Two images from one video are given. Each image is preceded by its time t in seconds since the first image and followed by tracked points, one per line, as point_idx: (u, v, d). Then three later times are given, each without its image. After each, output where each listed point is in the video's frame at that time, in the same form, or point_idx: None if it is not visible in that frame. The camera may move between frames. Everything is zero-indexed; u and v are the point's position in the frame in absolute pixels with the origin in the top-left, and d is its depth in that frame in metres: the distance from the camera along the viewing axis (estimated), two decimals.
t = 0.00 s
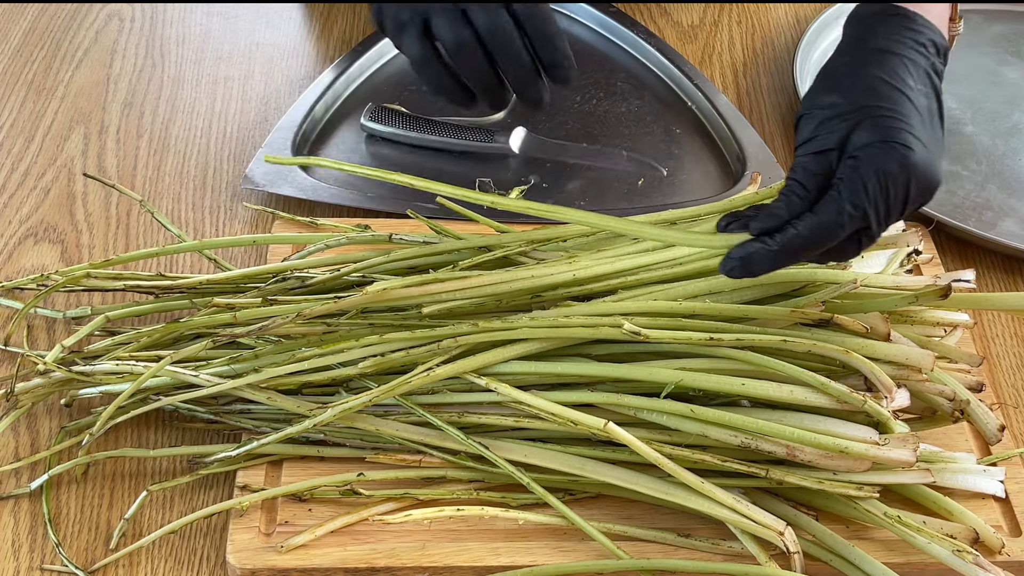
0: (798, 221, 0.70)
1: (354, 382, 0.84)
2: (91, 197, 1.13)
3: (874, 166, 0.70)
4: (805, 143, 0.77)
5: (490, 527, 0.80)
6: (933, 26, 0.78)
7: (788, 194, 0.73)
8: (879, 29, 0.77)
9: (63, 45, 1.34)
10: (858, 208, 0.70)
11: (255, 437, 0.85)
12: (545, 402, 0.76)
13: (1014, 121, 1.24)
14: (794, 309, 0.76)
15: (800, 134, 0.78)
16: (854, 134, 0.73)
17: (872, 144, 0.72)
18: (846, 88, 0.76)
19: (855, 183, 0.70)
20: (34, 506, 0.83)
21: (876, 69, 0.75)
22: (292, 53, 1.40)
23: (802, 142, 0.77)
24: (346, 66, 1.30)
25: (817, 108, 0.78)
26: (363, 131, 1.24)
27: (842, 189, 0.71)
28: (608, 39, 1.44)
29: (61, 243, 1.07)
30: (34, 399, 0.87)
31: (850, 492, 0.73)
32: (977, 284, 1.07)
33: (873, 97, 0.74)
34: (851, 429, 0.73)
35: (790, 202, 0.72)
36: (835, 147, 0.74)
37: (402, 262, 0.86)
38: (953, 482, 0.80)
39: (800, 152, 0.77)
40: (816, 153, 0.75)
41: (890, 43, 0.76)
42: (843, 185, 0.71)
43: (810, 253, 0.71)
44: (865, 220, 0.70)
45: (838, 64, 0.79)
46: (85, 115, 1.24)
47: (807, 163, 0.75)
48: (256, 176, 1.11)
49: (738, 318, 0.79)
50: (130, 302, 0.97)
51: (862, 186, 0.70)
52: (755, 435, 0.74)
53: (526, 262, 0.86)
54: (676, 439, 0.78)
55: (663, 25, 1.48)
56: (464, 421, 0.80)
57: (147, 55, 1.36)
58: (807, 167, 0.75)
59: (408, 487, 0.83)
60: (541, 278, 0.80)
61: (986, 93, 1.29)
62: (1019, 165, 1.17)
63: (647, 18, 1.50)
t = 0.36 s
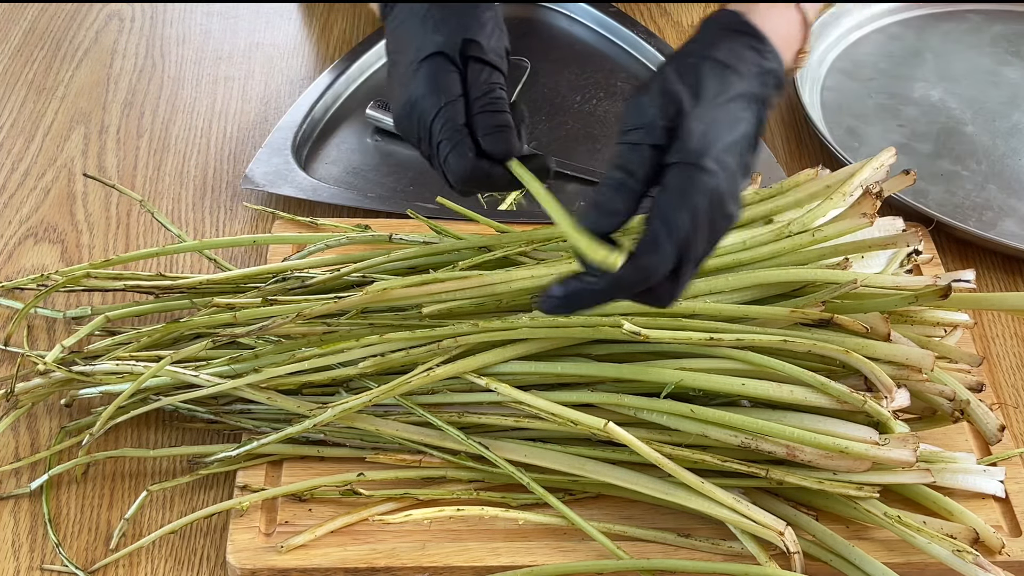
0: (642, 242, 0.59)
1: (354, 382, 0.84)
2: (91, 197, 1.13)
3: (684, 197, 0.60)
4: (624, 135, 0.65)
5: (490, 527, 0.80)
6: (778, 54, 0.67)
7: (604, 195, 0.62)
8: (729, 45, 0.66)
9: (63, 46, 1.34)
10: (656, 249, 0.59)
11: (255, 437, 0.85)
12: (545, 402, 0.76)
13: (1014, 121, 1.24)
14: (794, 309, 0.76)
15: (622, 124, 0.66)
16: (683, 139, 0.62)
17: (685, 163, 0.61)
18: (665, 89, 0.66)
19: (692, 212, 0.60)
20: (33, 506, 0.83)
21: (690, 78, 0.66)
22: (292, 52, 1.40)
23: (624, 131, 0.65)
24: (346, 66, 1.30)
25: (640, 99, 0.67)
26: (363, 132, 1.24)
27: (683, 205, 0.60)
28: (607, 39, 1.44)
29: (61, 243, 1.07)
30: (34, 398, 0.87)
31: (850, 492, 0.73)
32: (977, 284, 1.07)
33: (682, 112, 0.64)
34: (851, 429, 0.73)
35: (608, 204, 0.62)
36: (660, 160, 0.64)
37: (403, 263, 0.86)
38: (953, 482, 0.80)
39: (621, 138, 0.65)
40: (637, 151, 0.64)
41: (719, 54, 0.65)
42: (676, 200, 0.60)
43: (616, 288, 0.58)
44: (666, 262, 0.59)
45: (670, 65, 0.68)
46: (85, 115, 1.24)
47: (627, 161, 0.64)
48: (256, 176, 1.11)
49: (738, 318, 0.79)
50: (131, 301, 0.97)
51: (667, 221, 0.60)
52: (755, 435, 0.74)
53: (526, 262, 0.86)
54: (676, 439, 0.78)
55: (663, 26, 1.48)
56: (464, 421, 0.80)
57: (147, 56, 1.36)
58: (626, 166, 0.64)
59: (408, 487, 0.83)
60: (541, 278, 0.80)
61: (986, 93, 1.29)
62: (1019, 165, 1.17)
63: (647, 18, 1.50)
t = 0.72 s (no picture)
0: (585, 291, 0.69)
1: (354, 382, 0.84)
2: (91, 197, 1.13)
3: (613, 241, 0.72)
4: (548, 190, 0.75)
5: (490, 527, 0.80)
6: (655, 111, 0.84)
7: (554, 250, 0.70)
8: (595, 102, 0.82)
9: (63, 46, 1.34)
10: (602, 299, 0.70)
11: (255, 437, 0.85)
12: (545, 403, 0.76)
13: (1014, 121, 1.24)
14: (794, 310, 0.76)
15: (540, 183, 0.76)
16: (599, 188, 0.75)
17: (608, 209, 0.74)
18: (567, 144, 0.78)
19: (617, 253, 0.72)
20: (34, 506, 0.83)
21: (586, 130, 0.79)
22: (292, 52, 1.40)
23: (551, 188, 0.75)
24: (347, 66, 1.31)
25: (551, 158, 0.77)
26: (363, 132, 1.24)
27: (611, 249, 0.71)
28: (608, 39, 1.44)
29: (61, 243, 1.07)
30: (34, 399, 0.87)
31: (850, 492, 0.73)
32: (977, 284, 1.07)
33: (594, 164, 0.76)
34: (851, 429, 0.73)
35: (556, 258, 0.69)
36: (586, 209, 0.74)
37: (403, 262, 0.86)
38: (953, 482, 0.80)
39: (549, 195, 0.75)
40: (566, 204, 0.72)
41: (601, 109, 0.81)
42: (605, 249, 0.71)
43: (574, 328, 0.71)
44: (619, 307, 0.72)
45: (557, 122, 0.82)
46: (85, 115, 1.24)
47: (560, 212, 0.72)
48: (256, 176, 1.11)
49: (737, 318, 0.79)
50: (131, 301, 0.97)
51: (608, 269, 0.70)
52: (755, 435, 0.74)
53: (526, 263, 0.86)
54: (676, 439, 0.78)
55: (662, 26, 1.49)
56: (464, 421, 0.80)
57: (147, 56, 1.36)
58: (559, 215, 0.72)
59: (408, 487, 0.83)
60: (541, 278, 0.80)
61: (986, 93, 1.29)
62: (1019, 165, 1.17)
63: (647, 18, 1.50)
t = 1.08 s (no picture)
0: (604, 283, 0.67)
1: (354, 382, 0.84)
2: (91, 197, 1.13)
3: (640, 231, 0.68)
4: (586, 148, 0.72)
5: (490, 527, 0.80)
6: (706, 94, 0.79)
7: (571, 222, 0.68)
8: (652, 84, 0.77)
9: (63, 45, 1.34)
10: (623, 289, 0.68)
11: (255, 437, 0.85)
12: (545, 403, 0.76)
13: (1014, 121, 1.24)
14: (794, 309, 0.76)
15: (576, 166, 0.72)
16: (629, 179, 0.71)
17: (632, 202, 0.70)
18: (608, 129, 0.72)
19: (648, 245, 0.68)
20: (34, 506, 0.83)
21: (633, 115, 0.74)
22: (292, 52, 1.40)
23: (581, 173, 0.71)
24: (346, 66, 1.30)
25: (585, 143, 0.72)
26: (363, 132, 1.24)
27: (644, 242, 0.68)
28: (607, 39, 1.44)
29: (61, 243, 1.07)
30: (34, 398, 0.87)
31: (850, 492, 0.73)
32: (977, 284, 1.07)
33: (625, 144, 0.72)
34: (851, 429, 0.73)
35: (565, 236, 0.67)
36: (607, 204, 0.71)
37: (403, 262, 0.86)
38: (953, 482, 0.80)
39: (575, 183, 0.71)
40: (597, 143, 0.72)
41: (655, 91, 0.76)
42: (629, 233, 0.68)
43: (579, 319, 0.68)
44: (637, 295, 0.70)
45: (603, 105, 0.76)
46: (85, 115, 1.24)
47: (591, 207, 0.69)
48: (256, 176, 1.11)
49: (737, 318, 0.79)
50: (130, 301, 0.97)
51: (629, 254, 0.67)
52: (755, 435, 0.74)
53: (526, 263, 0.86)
54: (676, 439, 0.78)
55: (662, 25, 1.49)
56: (464, 421, 0.80)
57: (147, 56, 1.36)
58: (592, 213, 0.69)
59: (408, 487, 0.83)
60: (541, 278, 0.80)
61: (986, 93, 1.29)
62: (1019, 165, 1.17)
63: (646, 18, 1.50)
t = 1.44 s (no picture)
0: (771, 344, 0.64)
1: (354, 382, 0.84)
2: (91, 197, 1.13)
3: (784, 300, 0.64)
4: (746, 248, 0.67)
5: (490, 527, 0.80)
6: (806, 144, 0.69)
7: (770, 336, 0.64)
8: (781, 153, 0.66)
9: (63, 46, 1.34)
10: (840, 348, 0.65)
11: (255, 437, 0.85)
12: (545, 403, 0.76)
13: (1014, 121, 1.24)
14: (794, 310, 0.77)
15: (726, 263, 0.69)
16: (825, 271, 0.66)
17: (838, 286, 0.66)
18: (789, 220, 0.66)
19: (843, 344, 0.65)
20: (34, 506, 0.83)
21: (770, 191, 0.66)
22: (292, 52, 1.40)
23: (757, 278, 0.66)
24: (347, 66, 1.30)
25: (791, 242, 0.65)
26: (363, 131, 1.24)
27: (837, 341, 0.65)
28: (608, 39, 1.44)
29: (61, 243, 1.07)
30: (34, 398, 0.87)
31: (850, 492, 0.73)
32: (977, 284, 1.07)
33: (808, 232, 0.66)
34: (851, 429, 0.73)
35: (770, 345, 0.64)
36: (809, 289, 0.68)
37: (403, 262, 0.86)
38: (953, 482, 0.80)
39: (755, 285, 0.66)
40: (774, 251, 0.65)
41: (782, 163, 0.66)
42: (830, 325, 0.65)
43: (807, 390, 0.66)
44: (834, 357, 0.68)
45: (742, 188, 0.67)
46: (85, 115, 1.24)
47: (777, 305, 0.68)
48: (256, 176, 1.11)
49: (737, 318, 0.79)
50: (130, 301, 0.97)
51: (834, 338, 0.65)
52: (755, 435, 0.74)
53: (526, 262, 0.86)
54: (676, 439, 0.78)
55: (662, 25, 1.49)
56: (464, 421, 0.80)
57: (147, 56, 1.36)
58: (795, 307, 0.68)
59: (408, 487, 0.83)
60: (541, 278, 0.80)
61: (986, 93, 1.29)
62: (1019, 165, 1.17)
63: (646, 18, 1.50)
